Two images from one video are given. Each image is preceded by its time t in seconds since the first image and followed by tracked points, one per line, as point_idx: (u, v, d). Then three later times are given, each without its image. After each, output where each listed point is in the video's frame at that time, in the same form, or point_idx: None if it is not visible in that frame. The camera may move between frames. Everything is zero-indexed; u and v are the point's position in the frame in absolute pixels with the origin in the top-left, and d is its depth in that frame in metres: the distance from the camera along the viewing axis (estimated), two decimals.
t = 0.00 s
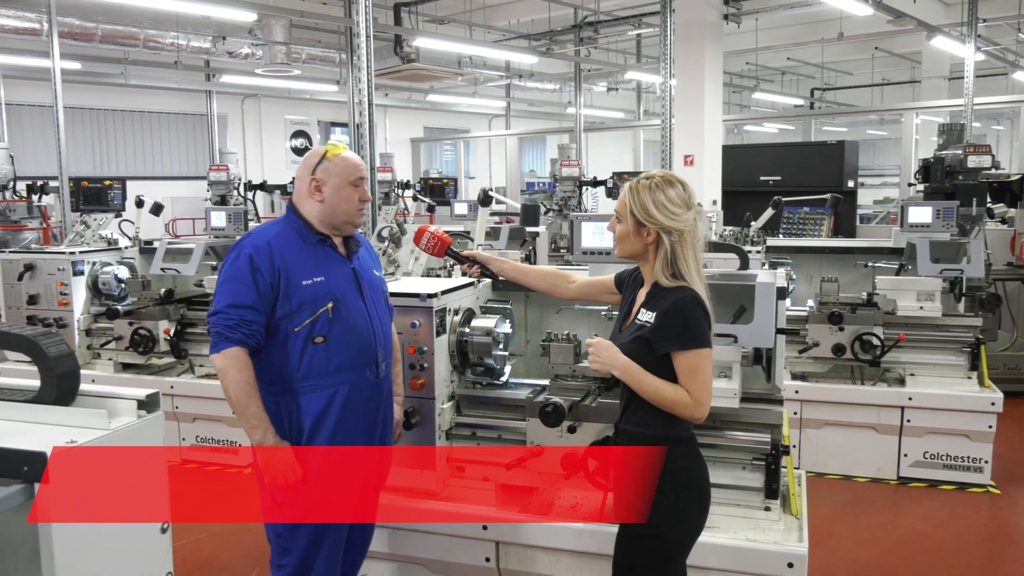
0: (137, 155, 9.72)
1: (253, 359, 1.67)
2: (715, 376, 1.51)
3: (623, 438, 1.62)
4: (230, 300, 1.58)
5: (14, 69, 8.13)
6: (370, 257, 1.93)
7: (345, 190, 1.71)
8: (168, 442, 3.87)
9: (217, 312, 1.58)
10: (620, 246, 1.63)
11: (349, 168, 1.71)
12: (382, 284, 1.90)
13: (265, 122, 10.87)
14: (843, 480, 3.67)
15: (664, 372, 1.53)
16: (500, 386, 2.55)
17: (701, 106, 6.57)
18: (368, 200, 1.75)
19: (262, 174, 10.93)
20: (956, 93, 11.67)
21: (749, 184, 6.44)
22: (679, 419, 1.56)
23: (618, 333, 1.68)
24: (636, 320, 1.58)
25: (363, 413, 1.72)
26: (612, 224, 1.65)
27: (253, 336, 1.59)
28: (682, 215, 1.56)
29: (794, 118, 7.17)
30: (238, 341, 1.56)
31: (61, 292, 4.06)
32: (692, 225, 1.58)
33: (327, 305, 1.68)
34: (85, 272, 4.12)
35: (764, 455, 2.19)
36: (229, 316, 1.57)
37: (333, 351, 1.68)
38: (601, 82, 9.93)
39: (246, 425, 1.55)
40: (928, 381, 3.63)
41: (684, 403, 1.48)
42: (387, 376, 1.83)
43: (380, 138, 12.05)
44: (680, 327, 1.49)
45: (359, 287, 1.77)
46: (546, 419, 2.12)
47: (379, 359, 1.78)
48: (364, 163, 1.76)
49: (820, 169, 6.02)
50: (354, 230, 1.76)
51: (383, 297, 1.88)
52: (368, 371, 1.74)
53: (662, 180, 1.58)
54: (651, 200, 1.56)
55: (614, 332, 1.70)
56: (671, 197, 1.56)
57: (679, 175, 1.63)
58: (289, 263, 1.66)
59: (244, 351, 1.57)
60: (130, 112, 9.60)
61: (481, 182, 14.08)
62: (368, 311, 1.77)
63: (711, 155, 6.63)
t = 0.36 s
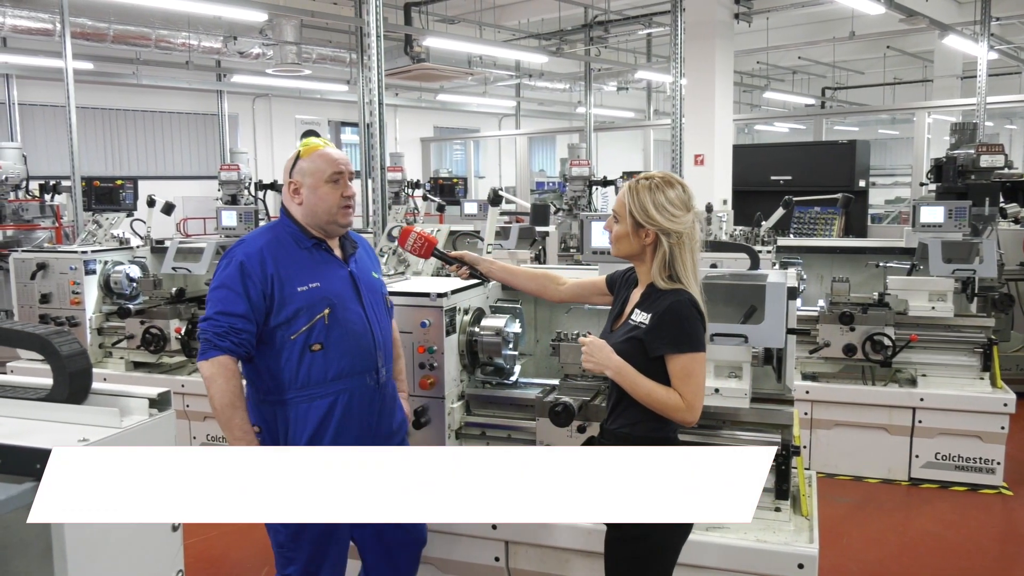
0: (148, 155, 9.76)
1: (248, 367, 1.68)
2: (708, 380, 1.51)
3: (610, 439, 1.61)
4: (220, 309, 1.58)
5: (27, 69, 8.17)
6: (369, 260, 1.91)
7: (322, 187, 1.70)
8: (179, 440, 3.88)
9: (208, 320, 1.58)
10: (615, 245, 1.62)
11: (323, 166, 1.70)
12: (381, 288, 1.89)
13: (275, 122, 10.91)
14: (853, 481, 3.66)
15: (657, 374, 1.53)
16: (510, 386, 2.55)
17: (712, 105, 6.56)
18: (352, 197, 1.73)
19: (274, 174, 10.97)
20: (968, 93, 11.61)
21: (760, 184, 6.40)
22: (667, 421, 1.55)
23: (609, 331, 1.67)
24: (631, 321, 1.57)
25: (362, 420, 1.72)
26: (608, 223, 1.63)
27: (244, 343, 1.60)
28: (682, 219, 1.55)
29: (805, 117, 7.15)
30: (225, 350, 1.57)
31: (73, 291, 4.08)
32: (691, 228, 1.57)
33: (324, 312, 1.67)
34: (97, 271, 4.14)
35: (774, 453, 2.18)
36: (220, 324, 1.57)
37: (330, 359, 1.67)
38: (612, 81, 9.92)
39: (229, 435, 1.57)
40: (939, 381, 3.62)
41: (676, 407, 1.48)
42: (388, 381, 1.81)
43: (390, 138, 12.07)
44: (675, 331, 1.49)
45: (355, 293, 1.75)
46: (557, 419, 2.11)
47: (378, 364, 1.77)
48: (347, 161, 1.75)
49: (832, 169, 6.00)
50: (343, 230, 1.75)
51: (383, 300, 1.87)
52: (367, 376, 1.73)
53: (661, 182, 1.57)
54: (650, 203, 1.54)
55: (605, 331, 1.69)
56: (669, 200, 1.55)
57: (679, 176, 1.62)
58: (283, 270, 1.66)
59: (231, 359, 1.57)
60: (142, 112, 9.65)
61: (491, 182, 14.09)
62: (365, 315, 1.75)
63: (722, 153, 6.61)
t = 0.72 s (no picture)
0: (156, 155, 9.79)
1: (266, 363, 1.70)
2: (703, 384, 1.51)
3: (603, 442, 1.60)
4: (233, 306, 1.61)
5: (36, 69, 8.21)
6: (400, 257, 1.85)
7: (328, 184, 1.69)
8: (186, 439, 3.89)
9: (220, 317, 1.61)
10: (609, 245, 1.61)
11: (330, 163, 1.69)
12: (407, 286, 1.81)
13: (283, 122, 10.94)
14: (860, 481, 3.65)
15: (652, 377, 1.53)
16: (516, 385, 2.55)
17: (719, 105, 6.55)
18: (362, 194, 1.70)
19: (280, 173, 10.99)
20: (976, 92, 11.57)
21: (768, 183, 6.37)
22: (661, 424, 1.56)
23: (605, 333, 1.67)
24: (625, 323, 1.57)
25: (367, 424, 1.67)
26: (602, 224, 1.64)
27: (254, 342, 1.61)
28: (674, 218, 1.55)
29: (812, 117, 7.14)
30: (238, 347, 1.59)
31: (81, 290, 4.10)
32: (684, 227, 1.57)
33: (327, 314, 1.63)
34: (104, 270, 4.15)
35: (780, 453, 2.18)
36: (228, 322, 1.60)
37: (333, 361, 1.64)
38: (618, 81, 9.92)
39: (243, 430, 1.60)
40: (946, 382, 3.60)
41: (671, 411, 1.49)
42: (402, 384, 1.75)
43: (397, 138, 12.09)
44: (670, 333, 1.49)
45: (366, 294, 1.69)
46: (562, 418, 2.09)
47: (388, 367, 1.71)
48: (360, 157, 1.72)
49: (840, 168, 5.98)
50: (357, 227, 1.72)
51: (406, 300, 1.80)
52: (373, 380, 1.68)
53: (654, 182, 1.57)
54: (641, 203, 1.54)
55: (601, 333, 1.69)
56: (661, 199, 1.55)
57: (671, 176, 1.62)
58: (291, 270, 1.65)
59: (244, 357, 1.60)
60: (150, 112, 9.68)
61: (497, 181, 14.10)
62: (375, 317, 1.69)
63: (729, 153, 6.60)
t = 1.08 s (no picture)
0: (159, 154, 9.80)
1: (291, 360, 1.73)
2: (705, 386, 1.50)
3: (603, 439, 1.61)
4: (256, 304, 1.64)
5: (40, 69, 8.23)
6: (420, 253, 1.83)
7: (358, 189, 1.67)
8: (189, 438, 3.90)
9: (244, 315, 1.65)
10: (615, 246, 1.62)
11: (359, 167, 1.67)
12: (427, 282, 1.80)
13: (286, 121, 10.95)
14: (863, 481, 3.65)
15: (656, 378, 1.53)
16: (520, 385, 2.55)
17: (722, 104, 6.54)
18: (391, 199, 1.69)
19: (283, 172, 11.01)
20: (980, 91, 11.54)
21: (772, 183, 6.35)
22: (661, 423, 1.56)
23: (610, 332, 1.67)
24: (630, 323, 1.57)
25: (382, 418, 1.66)
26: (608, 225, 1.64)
27: (276, 338, 1.65)
28: (679, 218, 1.54)
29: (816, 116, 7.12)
30: (261, 345, 1.63)
31: (85, 289, 4.10)
32: (690, 227, 1.57)
33: (341, 309, 1.64)
34: (107, 270, 4.16)
35: (784, 454, 2.17)
36: (251, 320, 1.63)
37: (347, 356, 1.64)
38: (621, 81, 9.91)
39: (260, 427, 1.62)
40: (950, 382, 3.59)
41: (673, 413, 1.49)
42: (419, 379, 1.73)
43: (400, 137, 12.09)
44: (673, 334, 1.49)
45: (381, 288, 1.69)
46: (566, 418, 2.09)
47: (402, 361, 1.69)
48: (388, 161, 1.70)
49: (843, 167, 5.97)
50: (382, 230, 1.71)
51: (425, 295, 1.78)
52: (388, 374, 1.67)
53: (660, 183, 1.56)
54: (646, 203, 1.54)
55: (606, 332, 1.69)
56: (667, 200, 1.55)
57: (677, 175, 1.61)
58: (308, 267, 1.67)
59: (266, 355, 1.64)
60: (153, 112, 9.70)
61: (500, 181, 14.11)
62: (390, 311, 1.68)
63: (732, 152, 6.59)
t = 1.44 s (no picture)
0: (163, 154, 9.82)
1: (297, 358, 1.70)
2: (707, 383, 1.50)
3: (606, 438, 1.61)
4: (268, 299, 1.61)
5: (44, 69, 8.25)
6: (422, 252, 1.86)
7: (370, 187, 1.68)
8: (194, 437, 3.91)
9: (255, 311, 1.61)
10: (616, 245, 1.62)
11: (369, 165, 1.67)
12: (432, 280, 1.83)
13: (290, 120, 10.96)
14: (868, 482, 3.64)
15: (657, 377, 1.53)
16: (523, 383, 2.56)
17: (726, 103, 6.54)
18: (400, 196, 1.71)
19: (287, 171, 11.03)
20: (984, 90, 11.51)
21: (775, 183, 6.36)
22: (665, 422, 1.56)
23: (611, 331, 1.67)
24: (631, 322, 1.57)
25: (398, 413, 1.67)
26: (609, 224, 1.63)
27: (289, 334, 1.61)
28: (678, 214, 1.54)
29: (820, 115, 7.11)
30: (275, 340, 1.59)
31: (89, 288, 4.11)
32: (690, 224, 1.56)
33: (359, 306, 1.65)
34: (112, 269, 4.17)
35: (788, 454, 2.17)
36: (265, 315, 1.59)
37: (365, 352, 1.64)
38: (625, 80, 9.91)
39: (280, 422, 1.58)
40: (954, 381, 3.59)
41: (676, 411, 1.49)
42: (430, 375, 1.76)
43: (404, 136, 12.10)
44: (673, 332, 1.48)
45: (395, 285, 1.71)
46: (569, 417, 2.09)
47: (416, 358, 1.71)
48: (394, 158, 1.70)
49: (847, 167, 5.97)
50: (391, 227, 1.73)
51: (431, 293, 1.82)
52: (403, 370, 1.69)
53: (659, 180, 1.56)
54: (644, 201, 1.54)
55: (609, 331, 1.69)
56: (666, 196, 1.54)
57: (677, 172, 1.60)
58: (323, 263, 1.66)
59: (281, 350, 1.59)
60: (158, 111, 9.71)
61: (504, 180, 14.12)
62: (404, 308, 1.71)
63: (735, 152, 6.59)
